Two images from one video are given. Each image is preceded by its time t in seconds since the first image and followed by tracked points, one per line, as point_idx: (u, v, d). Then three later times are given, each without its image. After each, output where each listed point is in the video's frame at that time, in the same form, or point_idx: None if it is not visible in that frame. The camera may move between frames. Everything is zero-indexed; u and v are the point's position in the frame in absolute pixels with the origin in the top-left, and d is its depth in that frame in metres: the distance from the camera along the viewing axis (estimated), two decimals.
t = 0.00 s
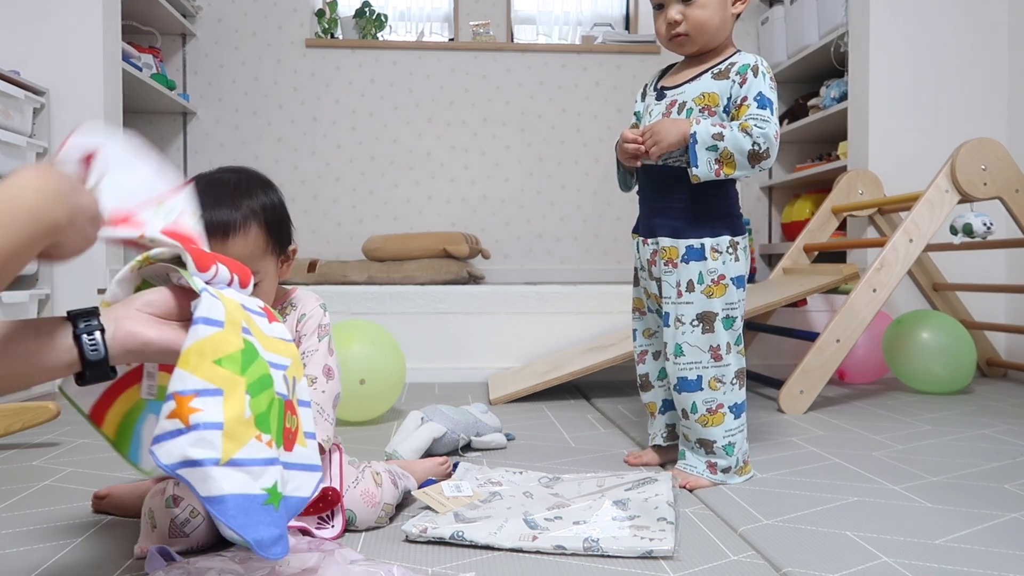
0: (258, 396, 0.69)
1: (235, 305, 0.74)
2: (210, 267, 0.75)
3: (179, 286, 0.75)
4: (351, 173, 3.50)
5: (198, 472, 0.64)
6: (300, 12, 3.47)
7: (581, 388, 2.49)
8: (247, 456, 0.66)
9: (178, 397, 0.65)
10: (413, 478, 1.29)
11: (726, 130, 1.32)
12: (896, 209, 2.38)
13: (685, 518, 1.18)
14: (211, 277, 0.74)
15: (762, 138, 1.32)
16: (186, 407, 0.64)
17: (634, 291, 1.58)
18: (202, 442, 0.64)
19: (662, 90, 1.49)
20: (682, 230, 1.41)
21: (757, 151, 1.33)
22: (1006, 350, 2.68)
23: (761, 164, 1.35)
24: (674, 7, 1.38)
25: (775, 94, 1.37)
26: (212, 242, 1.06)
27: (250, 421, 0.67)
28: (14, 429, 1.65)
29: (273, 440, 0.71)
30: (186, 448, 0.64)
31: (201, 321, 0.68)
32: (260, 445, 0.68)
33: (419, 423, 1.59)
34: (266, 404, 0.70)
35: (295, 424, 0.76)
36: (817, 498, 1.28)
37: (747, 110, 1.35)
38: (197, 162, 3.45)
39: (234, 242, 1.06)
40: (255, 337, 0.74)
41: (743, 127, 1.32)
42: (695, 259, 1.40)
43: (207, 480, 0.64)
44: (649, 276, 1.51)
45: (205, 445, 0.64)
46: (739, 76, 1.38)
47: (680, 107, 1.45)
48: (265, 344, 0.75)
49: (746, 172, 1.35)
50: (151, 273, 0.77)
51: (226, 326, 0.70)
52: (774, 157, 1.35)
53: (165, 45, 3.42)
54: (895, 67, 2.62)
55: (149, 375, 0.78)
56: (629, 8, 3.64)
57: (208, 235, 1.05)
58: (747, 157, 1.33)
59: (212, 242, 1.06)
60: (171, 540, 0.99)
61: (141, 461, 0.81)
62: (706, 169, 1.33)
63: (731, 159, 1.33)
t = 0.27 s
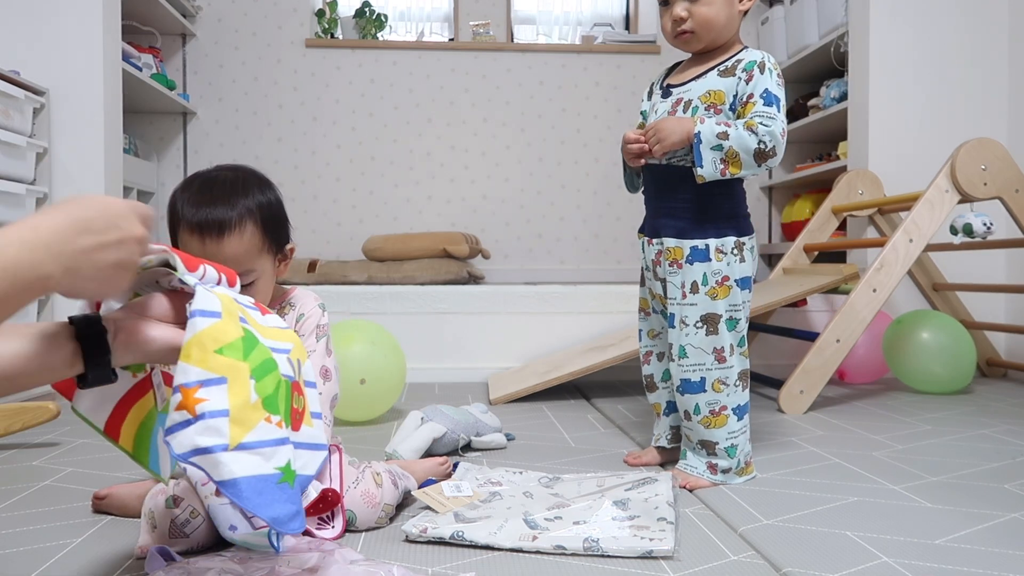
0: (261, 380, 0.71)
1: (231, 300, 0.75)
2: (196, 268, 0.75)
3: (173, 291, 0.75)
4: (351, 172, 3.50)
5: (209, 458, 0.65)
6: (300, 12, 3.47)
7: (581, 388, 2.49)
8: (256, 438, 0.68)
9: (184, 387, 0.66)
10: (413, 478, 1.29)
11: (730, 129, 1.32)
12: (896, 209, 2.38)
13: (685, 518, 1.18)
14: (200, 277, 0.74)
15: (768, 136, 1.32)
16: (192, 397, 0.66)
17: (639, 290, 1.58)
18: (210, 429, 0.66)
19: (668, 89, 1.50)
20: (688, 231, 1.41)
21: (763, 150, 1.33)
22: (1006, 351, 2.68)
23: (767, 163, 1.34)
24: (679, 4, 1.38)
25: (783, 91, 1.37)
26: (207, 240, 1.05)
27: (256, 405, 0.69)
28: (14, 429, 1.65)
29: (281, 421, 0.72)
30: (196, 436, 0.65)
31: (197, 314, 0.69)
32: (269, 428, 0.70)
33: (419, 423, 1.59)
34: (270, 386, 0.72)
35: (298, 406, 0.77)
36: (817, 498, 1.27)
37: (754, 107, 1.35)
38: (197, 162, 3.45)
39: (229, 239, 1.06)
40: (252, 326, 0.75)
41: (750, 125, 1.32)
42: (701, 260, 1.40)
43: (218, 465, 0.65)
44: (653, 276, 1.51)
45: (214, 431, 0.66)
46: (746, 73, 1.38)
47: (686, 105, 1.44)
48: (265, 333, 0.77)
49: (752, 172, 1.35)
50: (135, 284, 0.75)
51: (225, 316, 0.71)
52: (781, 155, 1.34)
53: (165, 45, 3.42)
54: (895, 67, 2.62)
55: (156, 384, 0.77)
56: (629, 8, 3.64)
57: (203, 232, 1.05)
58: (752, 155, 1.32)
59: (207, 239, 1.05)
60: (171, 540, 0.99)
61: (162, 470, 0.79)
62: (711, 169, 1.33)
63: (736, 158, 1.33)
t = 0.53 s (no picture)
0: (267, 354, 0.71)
1: (208, 314, 0.75)
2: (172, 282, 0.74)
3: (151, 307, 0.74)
4: (351, 172, 3.50)
5: (256, 434, 0.65)
6: (300, 12, 3.47)
7: (581, 388, 2.49)
8: (287, 403, 0.68)
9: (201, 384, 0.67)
10: (413, 478, 1.29)
11: (736, 130, 1.32)
12: (897, 208, 2.38)
13: (685, 518, 1.18)
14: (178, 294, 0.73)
15: (772, 137, 1.32)
16: (212, 392, 0.66)
17: (641, 289, 1.58)
18: (243, 410, 0.66)
19: (671, 87, 1.49)
20: (691, 230, 1.41)
21: (768, 150, 1.33)
22: (1006, 351, 2.68)
23: (772, 163, 1.35)
24: (683, 2, 1.37)
25: (787, 89, 1.37)
26: (207, 230, 1.05)
27: (272, 374, 0.70)
28: (14, 429, 1.65)
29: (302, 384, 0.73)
30: (232, 423, 0.66)
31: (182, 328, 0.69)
32: (294, 391, 0.70)
33: (419, 423, 1.59)
34: (278, 356, 0.72)
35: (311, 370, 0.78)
36: (817, 498, 1.28)
37: (759, 107, 1.35)
38: (197, 162, 3.45)
39: (230, 229, 1.06)
40: (234, 327, 0.75)
41: (755, 126, 1.32)
42: (703, 261, 1.40)
43: (264, 438, 0.65)
44: (655, 276, 1.51)
45: (246, 411, 0.66)
46: (750, 72, 1.38)
47: (689, 104, 1.44)
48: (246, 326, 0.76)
49: (755, 172, 1.35)
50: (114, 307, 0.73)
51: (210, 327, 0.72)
52: (786, 155, 1.35)
53: (165, 45, 3.42)
54: (895, 67, 2.62)
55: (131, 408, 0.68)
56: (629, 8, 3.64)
57: (204, 222, 1.05)
58: (758, 156, 1.33)
59: (208, 229, 1.05)
60: (171, 540, 0.99)
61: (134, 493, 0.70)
62: (717, 172, 1.34)
63: (742, 159, 1.33)
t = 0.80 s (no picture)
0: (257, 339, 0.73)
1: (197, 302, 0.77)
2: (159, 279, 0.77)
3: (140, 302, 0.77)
4: (351, 172, 3.50)
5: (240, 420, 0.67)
6: (300, 12, 3.47)
7: (581, 388, 2.49)
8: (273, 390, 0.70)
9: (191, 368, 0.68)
10: (413, 478, 1.29)
11: (736, 130, 1.32)
12: (897, 208, 2.38)
13: (685, 518, 1.18)
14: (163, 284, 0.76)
15: (773, 137, 1.32)
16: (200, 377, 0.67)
17: (643, 288, 1.58)
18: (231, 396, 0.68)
19: (673, 87, 1.49)
20: (691, 231, 1.41)
21: (769, 150, 1.33)
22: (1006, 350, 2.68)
23: (773, 163, 1.35)
24: (684, 2, 1.37)
25: (789, 87, 1.37)
26: (221, 221, 1.08)
27: (261, 360, 0.71)
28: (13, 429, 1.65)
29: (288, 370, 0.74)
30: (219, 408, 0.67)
31: (171, 307, 0.70)
32: (281, 377, 0.72)
33: (419, 423, 1.59)
34: (267, 342, 0.74)
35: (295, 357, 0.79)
36: (817, 498, 1.28)
37: (760, 106, 1.35)
38: (197, 162, 3.45)
39: (243, 222, 1.09)
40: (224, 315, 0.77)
41: (755, 126, 1.32)
42: (702, 262, 1.40)
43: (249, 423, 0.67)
44: (656, 276, 1.51)
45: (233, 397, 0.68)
46: (751, 70, 1.37)
47: (691, 104, 1.45)
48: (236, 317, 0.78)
49: (756, 172, 1.35)
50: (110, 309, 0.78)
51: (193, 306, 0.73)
52: (787, 154, 1.34)
53: (165, 45, 3.42)
54: (895, 67, 2.62)
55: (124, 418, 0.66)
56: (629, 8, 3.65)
57: (219, 213, 1.08)
58: (760, 155, 1.33)
59: (222, 220, 1.08)
60: (170, 540, 0.99)
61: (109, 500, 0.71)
62: (718, 172, 1.34)
63: (743, 160, 1.33)
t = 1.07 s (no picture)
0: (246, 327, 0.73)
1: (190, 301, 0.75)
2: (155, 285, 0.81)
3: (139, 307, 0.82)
4: (351, 172, 3.50)
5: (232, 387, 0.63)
6: (300, 12, 3.47)
7: (581, 388, 2.49)
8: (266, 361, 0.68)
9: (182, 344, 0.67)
10: (413, 478, 1.29)
11: (738, 130, 1.32)
12: (897, 208, 2.38)
13: (685, 518, 1.18)
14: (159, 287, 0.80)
15: (775, 137, 1.31)
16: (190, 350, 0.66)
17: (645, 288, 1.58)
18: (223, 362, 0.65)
19: (677, 86, 1.50)
20: (692, 231, 1.41)
21: (772, 149, 1.32)
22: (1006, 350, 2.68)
23: (777, 161, 1.34)
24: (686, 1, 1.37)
25: (793, 86, 1.36)
26: (224, 216, 1.10)
27: (252, 339, 0.70)
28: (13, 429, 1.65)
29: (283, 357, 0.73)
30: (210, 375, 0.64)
31: (161, 301, 0.72)
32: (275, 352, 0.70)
33: (419, 423, 1.59)
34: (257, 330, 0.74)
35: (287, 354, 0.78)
36: (817, 498, 1.28)
37: (763, 104, 1.34)
38: (197, 162, 3.45)
39: (245, 217, 1.10)
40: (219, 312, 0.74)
41: (757, 125, 1.32)
42: (703, 262, 1.40)
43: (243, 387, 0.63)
44: (658, 276, 1.51)
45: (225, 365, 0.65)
46: (754, 69, 1.37)
47: (694, 103, 1.45)
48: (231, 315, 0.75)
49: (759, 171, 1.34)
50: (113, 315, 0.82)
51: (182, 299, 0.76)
52: (791, 153, 1.33)
53: (165, 45, 3.42)
54: (895, 67, 2.62)
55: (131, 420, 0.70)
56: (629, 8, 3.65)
57: (222, 208, 1.10)
58: (762, 153, 1.32)
59: (225, 215, 1.10)
60: (169, 539, 0.99)
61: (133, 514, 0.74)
62: (720, 172, 1.34)
63: (745, 159, 1.33)
